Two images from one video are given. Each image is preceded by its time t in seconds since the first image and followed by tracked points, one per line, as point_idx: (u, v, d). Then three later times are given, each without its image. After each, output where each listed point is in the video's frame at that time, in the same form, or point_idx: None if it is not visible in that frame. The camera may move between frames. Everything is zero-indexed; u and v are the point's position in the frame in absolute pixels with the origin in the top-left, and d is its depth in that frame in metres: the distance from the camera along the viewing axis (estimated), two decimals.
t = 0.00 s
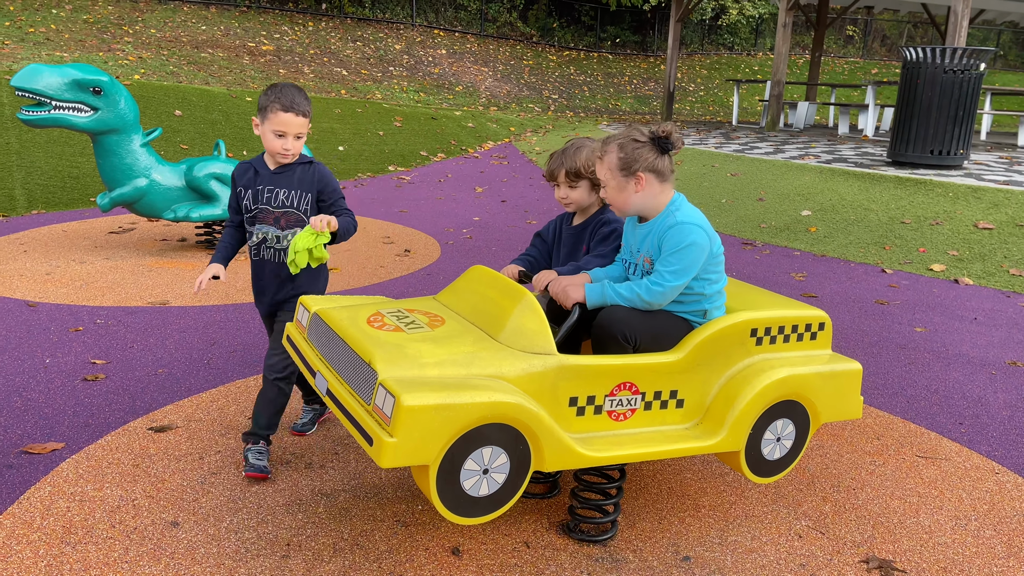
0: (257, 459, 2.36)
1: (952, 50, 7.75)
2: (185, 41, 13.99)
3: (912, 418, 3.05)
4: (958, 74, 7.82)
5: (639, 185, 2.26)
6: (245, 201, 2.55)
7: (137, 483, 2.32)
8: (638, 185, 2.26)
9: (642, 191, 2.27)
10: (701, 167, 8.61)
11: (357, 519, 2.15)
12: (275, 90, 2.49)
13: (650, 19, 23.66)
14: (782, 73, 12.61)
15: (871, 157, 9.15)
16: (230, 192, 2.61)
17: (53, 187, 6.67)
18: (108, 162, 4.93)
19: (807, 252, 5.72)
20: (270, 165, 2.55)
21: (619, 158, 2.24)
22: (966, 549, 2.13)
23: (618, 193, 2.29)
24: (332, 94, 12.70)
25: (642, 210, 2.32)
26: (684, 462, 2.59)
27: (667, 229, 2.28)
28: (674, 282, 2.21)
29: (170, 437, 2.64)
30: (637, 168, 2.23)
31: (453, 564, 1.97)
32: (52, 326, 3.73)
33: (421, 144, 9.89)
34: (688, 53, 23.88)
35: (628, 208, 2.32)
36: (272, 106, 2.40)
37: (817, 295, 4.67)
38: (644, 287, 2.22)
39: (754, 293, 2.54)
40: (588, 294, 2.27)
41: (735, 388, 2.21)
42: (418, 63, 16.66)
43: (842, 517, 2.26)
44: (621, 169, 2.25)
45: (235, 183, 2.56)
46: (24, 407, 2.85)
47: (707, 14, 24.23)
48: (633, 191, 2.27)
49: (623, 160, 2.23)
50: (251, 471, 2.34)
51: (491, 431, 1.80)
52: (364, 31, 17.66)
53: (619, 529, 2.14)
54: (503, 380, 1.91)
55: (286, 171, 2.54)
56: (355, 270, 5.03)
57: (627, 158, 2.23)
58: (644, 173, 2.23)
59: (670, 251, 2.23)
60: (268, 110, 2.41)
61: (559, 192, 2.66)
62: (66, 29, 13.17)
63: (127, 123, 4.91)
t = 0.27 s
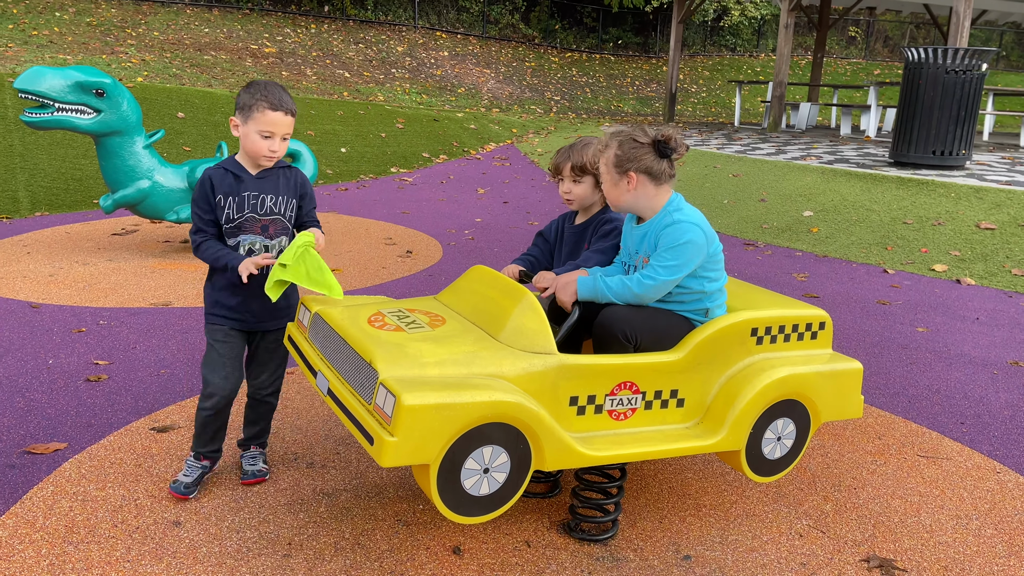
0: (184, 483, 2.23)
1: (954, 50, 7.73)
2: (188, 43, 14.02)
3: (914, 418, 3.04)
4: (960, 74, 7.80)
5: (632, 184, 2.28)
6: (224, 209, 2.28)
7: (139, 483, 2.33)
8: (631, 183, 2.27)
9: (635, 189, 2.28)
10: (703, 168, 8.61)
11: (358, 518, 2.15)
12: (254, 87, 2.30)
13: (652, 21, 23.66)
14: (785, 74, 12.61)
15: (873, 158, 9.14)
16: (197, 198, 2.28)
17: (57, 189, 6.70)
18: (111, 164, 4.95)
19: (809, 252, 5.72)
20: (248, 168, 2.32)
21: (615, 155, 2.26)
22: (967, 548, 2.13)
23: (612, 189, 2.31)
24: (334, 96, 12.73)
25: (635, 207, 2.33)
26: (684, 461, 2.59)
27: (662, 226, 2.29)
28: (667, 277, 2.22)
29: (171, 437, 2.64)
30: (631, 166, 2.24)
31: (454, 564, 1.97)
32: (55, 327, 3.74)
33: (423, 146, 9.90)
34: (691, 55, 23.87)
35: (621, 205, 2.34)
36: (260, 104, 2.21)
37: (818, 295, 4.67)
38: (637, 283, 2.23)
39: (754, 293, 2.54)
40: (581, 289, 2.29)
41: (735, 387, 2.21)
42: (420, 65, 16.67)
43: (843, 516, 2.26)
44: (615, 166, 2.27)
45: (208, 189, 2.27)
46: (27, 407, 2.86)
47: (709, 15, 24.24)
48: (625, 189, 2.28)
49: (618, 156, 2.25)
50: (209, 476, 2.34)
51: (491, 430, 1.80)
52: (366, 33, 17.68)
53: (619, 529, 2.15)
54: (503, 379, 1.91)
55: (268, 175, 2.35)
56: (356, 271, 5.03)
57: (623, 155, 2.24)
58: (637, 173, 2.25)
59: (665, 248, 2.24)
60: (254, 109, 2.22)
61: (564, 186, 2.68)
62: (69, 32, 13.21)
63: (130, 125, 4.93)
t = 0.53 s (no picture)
0: (202, 539, 1.98)
1: (956, 50, 7.74)
2: (190, 46, 14.06)
3: (915, 417, 3.05)
4: (961, 74, 7.81)
5: (640, 181, 2.27)
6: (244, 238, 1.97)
7: (142, 482, 2.34)
8: (640, 181, 2.27)
9: (643, 188, 2.28)
10: (704, 169, 8.62)
11: (360, 517, 2.16)
12: (236, 92, 1.97)
13: (653, 22, 23.68)
14: (786, 75, 12.61)
15: (875, 159, 9.15)
16: (206, 227, 1.87)
17: (60, 191, 6.72)
18: (114, 166, 4.96)
19: (810, 253, 5.72)
20: (243, 187, 1.99)
21: (624, 153, 2.25)
22: (968, 547, 2.13)
23: (618, 187, 2.29)
24: (336, 98, 12.76)
25: (642, 206, 2.33)
26: (686, 460, 2.59)
27: (664, 228, 2.30)
28: (671, 280, 2.22)
29: (174, 436, 2.65)
30: (641, 164, 2.24)
31: (456, 562, 1.97)
32: (58, 328, 3.75)
33: (424, 148, 9.91)
34: (692, 56, 23.88)
35: (626, 204, 2.32)
36: (263, 113, 1.93)
37: (820, 295, 4.67)
38: (640, 286, 2.25)
39: (754, 292, 2.55)
40: (584, 291, 2.31)
41: (736, 385, 2.22)
42: (422, 67, 16.70)
43: (844, 514, 2.27)
44: (624, 164, 2.26)
45: (223, 216, 1.89)
46: (30, 408, 2.87)
47: (710, 16, 24.25)
48: (634, 186, 2.27)
49: (628, 154, 2.25)
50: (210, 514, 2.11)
51: (493, 427, 1.81)
52: (367, 35, 17.72)
53: (621, 528, 2.15)
54: (504, 377, 1.92)
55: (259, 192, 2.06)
56: (358, 272, 5.04)
57: (632, 153, 2.24)
58: (647, 170, 2.25)
59: (667, 250, 2.24)
60: (255, 118, 1.92)
61: (563, 183, 2.72)
62: (71, 35, 13.26)
63: (132, 127, 4.94)
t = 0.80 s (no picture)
0: (210, 548, 1.94)
1: (956, 51, 7.74)
2: (191, 48, 14.08)
3: (915, 418, 3.04)
4: (961, 75, 7.82)
5: (634, 185, 2.29)
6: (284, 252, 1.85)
7: (141, 485, 2.34)
8: (634, 184, 2.29)
9: (638, 191, 2.30)
10: (704, 171, 8.62)
11: (360, 519, 2.16)
12: (282, 100, 1.87)
13: (653, 24, 23.71)
14: (786, 77, 12.62)
15: (875, 160, 9.15)
16: (250, 240, 1.73)
17: (60, 194, 6.73)
18: (114, 168, 4.97)
19: (810, 254, 5.72)
20: (280, 198, 1.88)
21: (619, 156, 2.28)
22: (968, 548, 2.13)
23: (615, 190, 2.34)
24: (336, 100, 12.77)
25: (637, 210, 2.35)
26: (686, 462, 2.59)
27: (665, 230, 2.30)
28: (674, 282, 2.22)
29: (174, 439, 2.65)
30: (635, 167, 2.27)
31: (456, 564, 1.97)
32: (58, 331, 3.75)
33: (425, 150, 9.92)
34: (693, 58, 23.89)
35: (624, 206, 2.36)
36: (319, 125, 1.87)
37: (820, 297, 4.67)
38: (644, 289, 2.24)
39: (757, 295, 2.56)
40: (588, 292, 2.31)
41: (738, 388, 2.21)
42: (422, 70, 16.71)
43: (845, 515, 2.26)
44: (618, 167, 2.29)
45: (267, 229, 1.76)
46: (30, 410, 2.87)
47: (710, 18, 24.28)
48: (629, 190, 2.30)
49: (623, 157, 2.28)
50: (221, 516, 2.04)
51: (497, 426, 1.81)
52: (368, 37, 17.74)
53: (620, 529, 2.15)
54: (508, 375, 1.92)
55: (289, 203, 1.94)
56: (359, 274, 5.05)
57: (627, 156, 2.27)
58: (640, 173, 2.27)
59: (669, 252, 2.24)
60: (310, 130, 1.86)
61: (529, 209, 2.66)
62: (72, 38, 13.28)
63: (132, 130, 4.94)
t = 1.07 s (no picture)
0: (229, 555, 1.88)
1: (956, 53, 7.75)
2: (191, 52, 14.09)
3: (916, 420, 3.04)
4: (961, 77, 7.82)
5: (630, 176, 2.28)
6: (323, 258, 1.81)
7: (141, 490, 2.33)
8: (631, 176, 2.28)
9: (633, 183, 2.29)
10: (704, 173, 8.62)
11: (360, 525, 2.15)
12: (333, 106, 1.86)
13: (653, 26, 23.74)
14: (786, 79, 12.61)
15: (875, 162, 9.15)
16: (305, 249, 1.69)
17: (60, 198, 6.72)
18: (114, 172, 4.97)
19: (811, 256, 5.71)
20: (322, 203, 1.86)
21: (619, 146, 2.28)
22: (971, 552, 2.12)
23: (611, 180, 2.33)
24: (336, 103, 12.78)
25: (630, 202, 2.34)
26: (687, 465, 2.58)
27: (654, 230, 2.29)
28: (659, 282, 2.22)
29: (174, 444, 2.65)
30: (633, 159, 2.26)
31: (456, 569, 1.97)
32: (57, 335, 3.75)
33: (425, 152, 9.92)
34: (693, 59, 23.90)
35: (617, 197, 2.35)
36: (370, 135, 1.88)
37: (821, 299, 4.66)
38: (628, 290, 2.24)
39: (745, 288, 2.56)
40: (570, 301, 2.29)
41: (729, 387, 2.21)
42: (423, 72, 16.73)
43: (847, 519, 2.26)
44: (617, 157, 2.28)
45: (321, 238, 1.72)
46: (30, 415, 2.87)
47: (710, 20, 24.30)
48: (624, 181, 2.29)
49: (622, 147, 2.27)
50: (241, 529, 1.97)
51: (482, 446, 1.80)
52: (368, 40, 17.76)
53: (622, 533, 2.14)
54: (493, 394, 1.91)
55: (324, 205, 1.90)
56: (359, 277, 5.04)
57: (626, 148, 2.26)
58: (637, 166, 2.26)
59: (657, 252, 2.23)
60: (361, 138, 1.86)
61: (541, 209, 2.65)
62: (72, 41, 13.29)
63: (132, 133, 4.95)
